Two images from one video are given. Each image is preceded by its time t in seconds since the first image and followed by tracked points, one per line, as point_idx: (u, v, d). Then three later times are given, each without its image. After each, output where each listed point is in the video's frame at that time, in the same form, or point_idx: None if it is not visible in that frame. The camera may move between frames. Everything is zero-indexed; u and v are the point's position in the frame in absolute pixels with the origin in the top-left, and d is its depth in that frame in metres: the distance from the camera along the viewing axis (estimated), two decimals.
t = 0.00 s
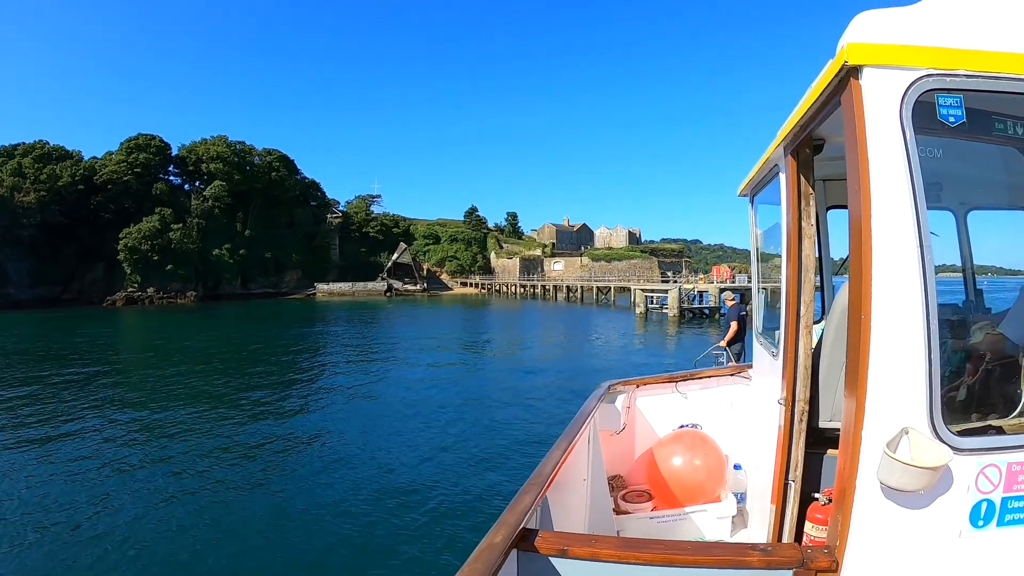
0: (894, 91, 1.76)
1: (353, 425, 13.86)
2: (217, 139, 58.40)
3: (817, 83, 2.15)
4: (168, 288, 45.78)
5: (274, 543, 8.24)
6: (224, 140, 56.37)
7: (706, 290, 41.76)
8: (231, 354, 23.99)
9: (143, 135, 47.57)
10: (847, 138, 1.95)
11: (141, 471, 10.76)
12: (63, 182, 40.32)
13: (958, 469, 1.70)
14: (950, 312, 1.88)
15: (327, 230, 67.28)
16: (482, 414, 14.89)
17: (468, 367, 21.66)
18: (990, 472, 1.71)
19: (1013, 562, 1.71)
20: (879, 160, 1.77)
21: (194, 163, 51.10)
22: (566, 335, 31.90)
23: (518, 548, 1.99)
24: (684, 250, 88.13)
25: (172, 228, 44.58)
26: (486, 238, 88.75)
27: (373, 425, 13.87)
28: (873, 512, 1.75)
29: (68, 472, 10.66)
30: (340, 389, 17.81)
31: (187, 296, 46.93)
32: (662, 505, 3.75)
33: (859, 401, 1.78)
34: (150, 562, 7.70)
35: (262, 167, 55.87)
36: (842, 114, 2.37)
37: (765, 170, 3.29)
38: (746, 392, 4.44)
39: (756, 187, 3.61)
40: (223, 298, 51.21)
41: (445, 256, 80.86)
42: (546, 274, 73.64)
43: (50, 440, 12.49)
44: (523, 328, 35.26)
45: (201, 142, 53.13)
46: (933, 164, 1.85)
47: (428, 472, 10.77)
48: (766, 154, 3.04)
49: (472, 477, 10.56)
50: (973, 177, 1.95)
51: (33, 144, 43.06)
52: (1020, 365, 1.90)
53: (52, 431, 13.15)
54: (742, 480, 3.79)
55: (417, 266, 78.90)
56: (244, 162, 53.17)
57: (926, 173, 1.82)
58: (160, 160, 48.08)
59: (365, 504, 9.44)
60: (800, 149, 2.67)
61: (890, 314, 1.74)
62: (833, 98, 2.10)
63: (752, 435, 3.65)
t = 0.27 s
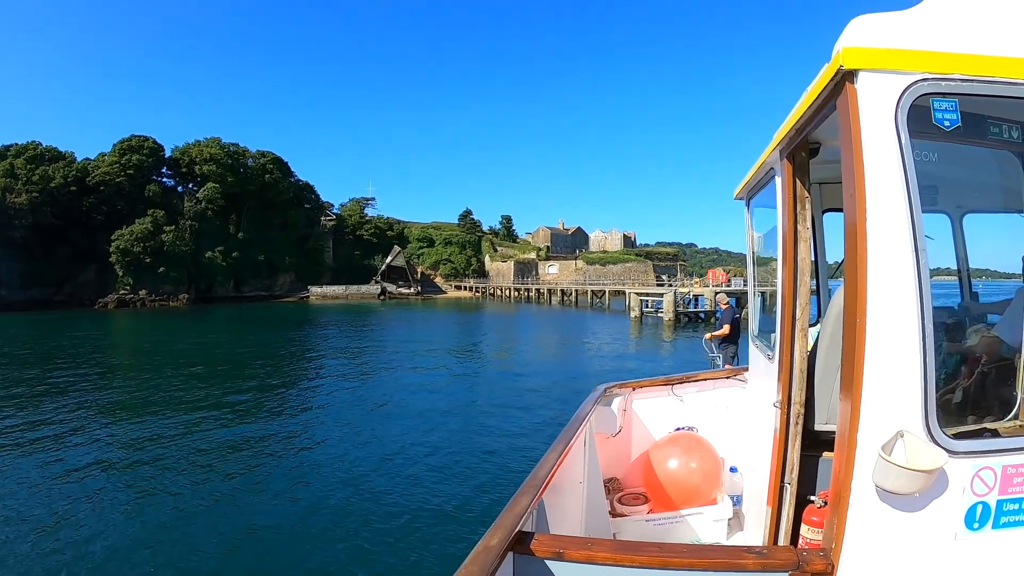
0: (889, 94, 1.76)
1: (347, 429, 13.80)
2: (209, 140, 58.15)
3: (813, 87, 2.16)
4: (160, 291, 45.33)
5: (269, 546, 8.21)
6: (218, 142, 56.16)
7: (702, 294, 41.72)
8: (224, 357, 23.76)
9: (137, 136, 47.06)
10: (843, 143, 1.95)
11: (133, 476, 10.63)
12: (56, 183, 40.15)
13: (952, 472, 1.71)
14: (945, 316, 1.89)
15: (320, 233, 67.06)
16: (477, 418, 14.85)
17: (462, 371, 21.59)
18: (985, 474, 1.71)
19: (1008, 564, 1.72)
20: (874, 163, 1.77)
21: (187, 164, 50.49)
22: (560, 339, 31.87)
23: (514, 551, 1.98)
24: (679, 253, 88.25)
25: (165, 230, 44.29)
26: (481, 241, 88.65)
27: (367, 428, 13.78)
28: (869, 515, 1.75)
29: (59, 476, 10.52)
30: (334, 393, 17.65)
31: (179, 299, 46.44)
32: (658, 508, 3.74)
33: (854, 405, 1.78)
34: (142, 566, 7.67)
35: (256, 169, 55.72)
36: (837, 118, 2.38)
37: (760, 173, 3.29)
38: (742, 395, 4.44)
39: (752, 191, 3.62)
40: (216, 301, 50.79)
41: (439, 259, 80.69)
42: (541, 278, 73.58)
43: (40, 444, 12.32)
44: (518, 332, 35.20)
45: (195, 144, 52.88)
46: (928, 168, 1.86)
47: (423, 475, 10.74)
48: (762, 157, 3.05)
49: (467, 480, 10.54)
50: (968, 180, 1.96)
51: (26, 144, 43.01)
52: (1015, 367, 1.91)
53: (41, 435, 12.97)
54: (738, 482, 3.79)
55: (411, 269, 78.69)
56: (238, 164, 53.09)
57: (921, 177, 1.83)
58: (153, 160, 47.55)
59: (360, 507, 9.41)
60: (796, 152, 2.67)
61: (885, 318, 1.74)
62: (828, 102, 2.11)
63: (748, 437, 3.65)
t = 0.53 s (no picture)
0: (888, 99, 1.77)
1: (343, 433, 13.76)
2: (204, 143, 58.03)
3: (812, 90, 2.17)
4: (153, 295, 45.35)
5: (265, 551, 8.18)
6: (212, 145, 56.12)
7: (698, 297, 41.69)
8: (219, 362, 23.63)
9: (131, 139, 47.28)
10: (842, 146, 1.96)
11: (127, 482, 10.53)
12: (49, 187, 40.19)
13: (954, 472, 1.71)
14: (945, 316, 1.89)
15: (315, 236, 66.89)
16: (474, 422, 14.81)
17: (458, 375, 21.54)
18: (985, 474, 1.72)
19: (1009, 563, 1.72)
20: (873, 165, 1.78)
21: (181, 168, 50.81)
22: (556, 343, 31.80)
23: (517, 554, 1.97)
24: (676, 256, 88.18)
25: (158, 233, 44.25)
26: (476, 245, 88.45)
27: (364, 433, 13.74)
28: (871, 516, 1.75)
29: (50, 483, 10.41)
30: (330, 397, 17.56)
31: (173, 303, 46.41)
32: (658, 510, 3.74)
33: (854, 404, 1.79)
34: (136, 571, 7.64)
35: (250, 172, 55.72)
36: (836, 121, 2.39)
37: (759, 176, 3.30)
38: (740, 397, 4.45)
39: (750, 194, 3.64)
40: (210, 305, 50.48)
41: (435, 263, 80.63)
42: (537, 281, 73.62)
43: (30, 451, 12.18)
44: (515, 336, 35.12)
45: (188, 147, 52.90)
46: (927, 169, 1.87)
47: (421, 480, 10.72)
48: (760, 160, 3.07)
49: (464, 484, 10.52)
50: (967, 182, 1.97)
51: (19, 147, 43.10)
52: (1014, 368, 1.91)
53: (32, 441, 12.86)
54: (738, 484, 3.79)
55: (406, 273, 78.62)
56: (232, 167, 53.28)
57: (920, 179, 1.84)
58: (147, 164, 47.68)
59: (357, 511, 9.39)
60: (795, 155, 2.69)
61: (885, 320, 1.75)
62: (827, 105, 2.12)
63: (747, 438, 3.66)
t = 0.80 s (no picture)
0: (887, 99, 1.78)
1: (341, 436, 13.74)
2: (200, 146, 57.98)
3: (810, 92, 2.19)
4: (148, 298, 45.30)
5: (264, 556, 8.15)
6: (207, 148, 56.15)
7: (695, 299, 41.67)
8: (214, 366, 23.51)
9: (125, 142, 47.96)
10: (841, 147, 1.97)
11: (122, 487, 10.44)
12: (43, 189, 40.15)
13: (954, 470, 1.72)
14: (946, 316, 1.90)
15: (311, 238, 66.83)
16: (472, 425, 14.79)
17: (455, 378, 21.50)
18: (985, 472, 1.73)
19: (1010, 562, 1.73)
20: (872, 166, 1.79)
21: (176, 170, 50.86)
22: (553, 345, 31.77)
23: (519, 555, 1.98)
24: (672, 258, 88.26)
25: (152, 236, 44.34)
26: (473, 247, 88.41)
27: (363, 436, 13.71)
28: (871, 515, 1.76)
29: (45, 489, 10.29)
30: (327, 401, 17.48)
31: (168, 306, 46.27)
32: (659, 512, 3.75)
33: (854, 405, 1.80)
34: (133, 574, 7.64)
35: (245, 175, 55.86)
36: (835, 122, 2.40)
37: (758, 177, 3.31)
38: (740, 398, 4.45)
39: (749, 196, 3.65)
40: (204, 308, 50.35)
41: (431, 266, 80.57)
42: (534, 283, 73.65)
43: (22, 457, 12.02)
44: (512, 338, 35.08)
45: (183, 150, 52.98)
46: (926, 170, 1.88)
47: (420, 483, 10.70)
48: (759, 162, 3.08)
49: (464, 487, 10.50)
50: (966, 181, 1.98)
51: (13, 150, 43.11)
52: (1014, 367, 1.92)
53: (25, 446, 12.72)
54: (739, 485, 3.80)
55: (402, 276, 78.54)
56: (227, 170, 53.71)
57: (919, 181, 1.85)
58: (142, 166, 48.44)
59: (356, 515, 9.37)
60: (793, 156, 2.70)
61: (885, 320, 1.76)
62: (826, 107, 2.14)
63: (748, 440, 3.66)
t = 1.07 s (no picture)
0: (881, 101, 1.80)
1: (339, 439, 13.73)
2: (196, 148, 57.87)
3: (807, 93, 2.20)
4: (144, 301, 45.13)
5: (263, 559, 8.14)
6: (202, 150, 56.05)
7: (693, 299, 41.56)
8: (209, 369, 23.37)
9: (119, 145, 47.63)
10: (838, 149, 1.99)
11: (116, 493, 10.36)
12: (37, 193, 40.01)
13: (951, 470, 1.73)
14: (943, 317, 1.91)
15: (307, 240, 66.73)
16: (472, 427, 14.78)
17: (453, 380, 21.46)
18: (984, 471, 1.73)
19: (1010, 561, 1.74)
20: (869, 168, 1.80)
21: (171, 172, 50.32)
22: (550, 347, 31.73)
23: (520, 556, 1.98)
24: (670, 258, 88.26)
25: (148, 239, 43.93)
26: (470, 248, 88.36)
27: (360, 439, 13.68)
28: (870, 514, 1.77)
29: (36, 496, 10.16)
30: (324, 404, 17.39)
31: (163, 309, 46.18)
32: (660, 513, 3.75)
33: (853, 405, 1.80)
34: None
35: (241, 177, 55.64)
36: (833, 123, 2.41)
37: (756, 178, 3.31)
38: (740, 399, 4.45)
39: (747, 196, 3.66)
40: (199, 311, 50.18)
41: (428, 267, 80.50)
42: (531, 284, 73.66)
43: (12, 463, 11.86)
44: (509, 340, 35.01)
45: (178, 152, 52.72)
46: (922, 171, 1.89)
47: (420, 486, 10.69)
48: (757, 162, 3.09)
49: (463, 490, 10.50)
50: (962, 181, 1.99)
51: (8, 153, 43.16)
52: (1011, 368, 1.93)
53: (17, 452, 12.59)
54: (739, 486, 3.80)
55: (399, 277, 78.46)
56: (223, 172, 53.42)
57: (914, 180, 1.87)
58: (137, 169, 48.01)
59: (356, 518, 9.36)
60: (791, 158, 2.72)
61: (882, 320, 1.77)
62: (822, 108, 2.15)
63: (748, 441, 3.66)
